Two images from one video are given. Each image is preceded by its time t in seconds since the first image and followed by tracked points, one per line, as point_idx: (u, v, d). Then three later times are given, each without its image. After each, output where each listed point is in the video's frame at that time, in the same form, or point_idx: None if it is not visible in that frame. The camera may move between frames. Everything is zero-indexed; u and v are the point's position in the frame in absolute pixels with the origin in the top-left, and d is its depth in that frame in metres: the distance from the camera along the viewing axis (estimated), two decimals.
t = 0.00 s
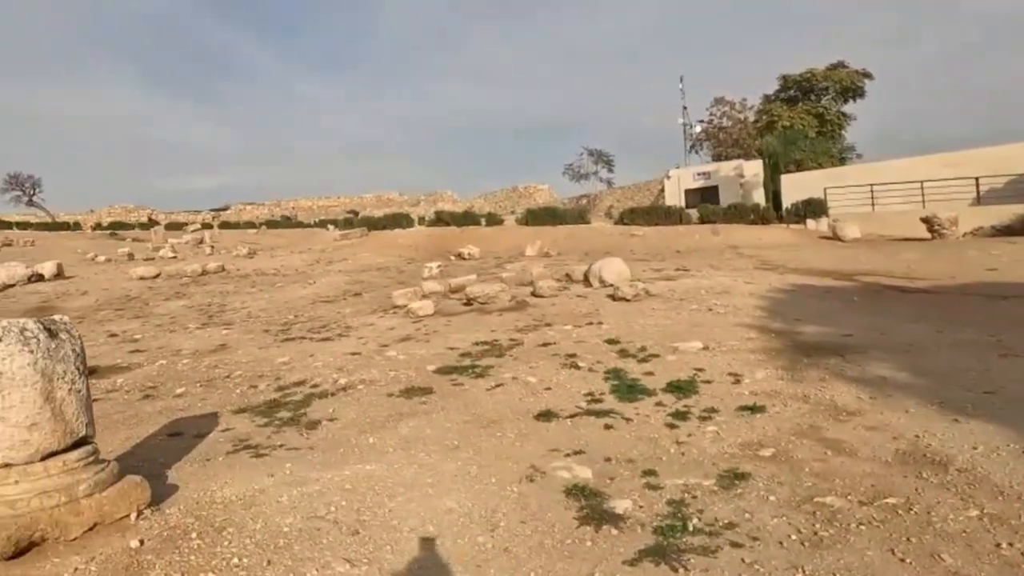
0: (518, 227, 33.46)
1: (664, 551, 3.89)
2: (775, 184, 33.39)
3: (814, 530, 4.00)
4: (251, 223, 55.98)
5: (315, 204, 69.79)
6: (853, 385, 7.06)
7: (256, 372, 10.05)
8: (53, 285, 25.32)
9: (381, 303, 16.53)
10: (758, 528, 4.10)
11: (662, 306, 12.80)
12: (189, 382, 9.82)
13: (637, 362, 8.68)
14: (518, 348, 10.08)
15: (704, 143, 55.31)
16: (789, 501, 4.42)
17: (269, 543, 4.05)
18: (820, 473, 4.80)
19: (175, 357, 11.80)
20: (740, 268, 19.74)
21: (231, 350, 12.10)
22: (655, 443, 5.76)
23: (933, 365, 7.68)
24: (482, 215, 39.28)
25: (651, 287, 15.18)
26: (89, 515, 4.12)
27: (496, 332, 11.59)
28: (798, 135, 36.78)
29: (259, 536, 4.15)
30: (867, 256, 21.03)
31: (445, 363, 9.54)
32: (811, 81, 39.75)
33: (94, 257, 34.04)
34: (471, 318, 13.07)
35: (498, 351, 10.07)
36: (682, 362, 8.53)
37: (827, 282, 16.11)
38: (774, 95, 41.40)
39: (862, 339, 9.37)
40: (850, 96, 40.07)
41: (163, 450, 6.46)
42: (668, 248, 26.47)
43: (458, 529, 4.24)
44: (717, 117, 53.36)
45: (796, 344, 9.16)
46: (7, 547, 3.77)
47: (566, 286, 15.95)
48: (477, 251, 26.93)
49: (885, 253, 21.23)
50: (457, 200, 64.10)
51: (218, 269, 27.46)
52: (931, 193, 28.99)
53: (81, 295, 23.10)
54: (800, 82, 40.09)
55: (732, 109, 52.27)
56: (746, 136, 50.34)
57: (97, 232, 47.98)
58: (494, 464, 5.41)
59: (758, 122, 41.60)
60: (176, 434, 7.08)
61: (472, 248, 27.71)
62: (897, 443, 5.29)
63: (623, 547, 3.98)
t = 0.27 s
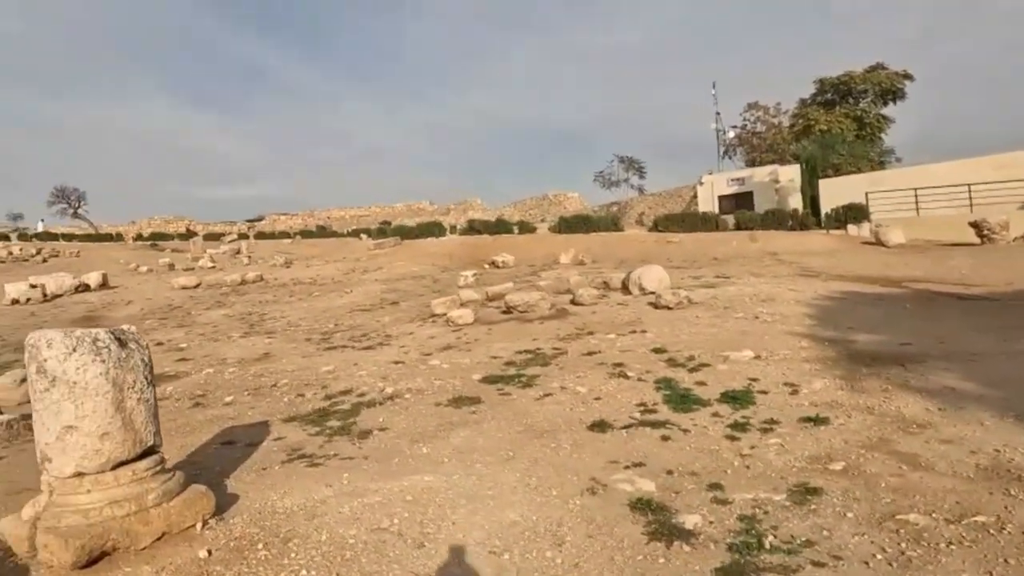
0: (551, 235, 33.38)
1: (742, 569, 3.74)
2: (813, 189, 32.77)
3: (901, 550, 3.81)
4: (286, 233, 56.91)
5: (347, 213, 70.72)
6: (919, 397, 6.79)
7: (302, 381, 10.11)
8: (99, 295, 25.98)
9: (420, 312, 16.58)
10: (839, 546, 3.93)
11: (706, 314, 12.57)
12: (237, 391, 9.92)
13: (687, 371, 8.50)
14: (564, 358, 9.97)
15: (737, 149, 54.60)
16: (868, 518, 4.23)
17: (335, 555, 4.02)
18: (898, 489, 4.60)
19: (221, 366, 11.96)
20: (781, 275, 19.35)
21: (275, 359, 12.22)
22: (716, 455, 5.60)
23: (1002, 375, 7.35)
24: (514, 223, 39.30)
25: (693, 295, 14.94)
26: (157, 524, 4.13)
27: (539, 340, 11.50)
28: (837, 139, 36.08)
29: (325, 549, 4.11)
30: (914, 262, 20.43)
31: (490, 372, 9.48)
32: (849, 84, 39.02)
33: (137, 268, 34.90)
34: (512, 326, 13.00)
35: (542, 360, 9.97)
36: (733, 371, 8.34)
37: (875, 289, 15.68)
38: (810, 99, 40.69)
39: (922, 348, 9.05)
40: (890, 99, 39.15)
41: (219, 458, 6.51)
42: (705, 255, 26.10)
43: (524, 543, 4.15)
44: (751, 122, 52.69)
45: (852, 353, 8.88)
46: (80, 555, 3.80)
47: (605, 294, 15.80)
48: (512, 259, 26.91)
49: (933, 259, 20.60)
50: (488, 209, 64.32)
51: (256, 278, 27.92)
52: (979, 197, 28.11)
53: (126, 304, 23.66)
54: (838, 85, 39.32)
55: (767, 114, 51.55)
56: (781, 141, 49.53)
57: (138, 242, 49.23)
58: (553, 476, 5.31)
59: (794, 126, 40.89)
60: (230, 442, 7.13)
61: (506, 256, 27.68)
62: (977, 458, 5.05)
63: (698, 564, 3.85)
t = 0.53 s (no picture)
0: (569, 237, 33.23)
1: None
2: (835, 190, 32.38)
3: (972, 563, 3.67)
4: (303, 236, 57.21)
5: (363, 217, 70.98)
6: (967, 402, 6.60)
7: (330, 384, 10.06)
8: (121, 297, 26.20)
9: (442, 315, 16.52)
10: (906, 558, 3.78)
11: (735, 317, 12.39)
12: (266, 394, 9.89)
13: (722, 375, 8.34)
14: (593, 361, 9.84)
15: (755, 150, 54.15)
16: (933, 529, 4.09)
17: (383, 563, 3.94)
18: (961, 499, 4.44)
19: (247, 368, 11.96)
20: (806, 278, 19.09)
21: (300, 361, 12.20)
22: (764, 461, 5.46)
23: None
24: (531, 226, 39.20)
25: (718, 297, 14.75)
26: (203, 530, 4.07)
27: (566, 343, 11.38)
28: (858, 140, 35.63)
29: (373, 556, 4.03)
30: (942, 264, 20.07)
31: (520, 376, 9.38)
32: (870, 85, 38.51)
33: (157, 270, 35.19)
34: (537, 329, 12.89)
35: (571, 364, 9.86)
36: (770, 375, 8.17)
37: (904, 292, 15.40)
38: (830, 100, 40.26)
39: (963, 352, 8.83)
40: (912, 99, 38.64)
41: (254, 462, 6.46)
42: (726, 257, 25.84)
43: (577, 551, 4.04)
44: (769, 124, 52.24)
45: (891, 357, 8.67)
46: (129, 561, 3.75)
47: (629, 297, 15.64)
48: (530, 262, 26.81)
49: (961, 261, 20.23)
50: (503, 211, 64.29)
51: (276, 281, 28.03)
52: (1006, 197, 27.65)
53: (148, 307, 23.83)
54: (859, 85, 38.87)
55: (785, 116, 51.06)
56: (800, 143, 49.05)
57: (157, 245, 49.71)
58: (597, 482, 5.20)
59: (814, 127, 40.46)
60: (263, 446, 7.09)
61: (525, 259, 27.57)
62: None
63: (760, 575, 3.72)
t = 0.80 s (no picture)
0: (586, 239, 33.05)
1: None
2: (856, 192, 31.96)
3: None
4: (317, 239, 57.42)
5: (377, 219, 71.18)
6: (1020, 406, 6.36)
7: (355, 386, 9.96)
8: (140, 299, 26.32)
9: (462, 316, 16.41)
10: (981, 570, 3.60)
11: (763, 319, 12.17)
12: (290, 395, 9.81)
13: (758, 378, 8.14)
14: (622, 363, 9.67)
15: (771, 151, 53.69)
16: (1006, 539, 3.90)
17: (431, 570, 3.81)
18: None
19: (270, 369, 11.90)
20: (830, 279, 18.80)
21: (323, 363, 12.11)
22: (814, 466, 5.27)
23: None
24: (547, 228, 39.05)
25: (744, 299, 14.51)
26: (244, 534, 3.95)
27: (592, 345, 11.21)
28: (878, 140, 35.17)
29: (419, 562, 3.90)
30: (969, 265, 19.69)
31: (548, 378, 9.21)
32: (891, 84, 37.97)
33: (175, 272, 35.42)
34: (561, 331, 12.73)
35: (600, 366, 9.68)
36: (808, 378, 7.97)
37: (934, 293, 15.09)
38: (850, 99, 39.78)
39: (1005, 355, 8.58)
40: (934, 99, 38.08)
41: (285, 463, 6.35)
42: (746, 259, 25.55)
43: (630, 560, 3.89)
44: (786, 125, 51.76)
45: (932, 360, 8.43)
46: (171, 566, 3.63)
47: (652, 299, 15.43)
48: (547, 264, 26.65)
49: (990, 262, 19.84)
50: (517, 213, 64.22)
51: (293, 283, 28.09)
52: None
53: (168, 308, 23.93)
54: (879, 85, 38.37)
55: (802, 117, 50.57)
56: (818, 143, 48.56)
57: (174, 248, 50.09)
58: (641, 487, 5.04)
59: (833, 128, 39.99)
60: (293, 448, 6.98)
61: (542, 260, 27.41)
62: None
63: None
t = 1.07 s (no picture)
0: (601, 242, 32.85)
1: None
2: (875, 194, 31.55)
3: None
4: (331, 241, 57.60)
5: (390, 222, 71.32)
6: None
7: (378, 390, 9.85)
8: (158, 301, 26.42)
9: (481, 319, 16.29)
10: None
11: (790, 323, 11.95)
12: (313, 399, 9.73)
13: (792, 384, 7.94)
14: (649, 368, 9.50)
15: (787, 153, 53.22)
16: None
17: None
18: None
19: (291, 373, 11.83)
20: (853, 282, 18.50)
21: (344, 366, 12.02)
22: (862, 477, 5.09)
23: None
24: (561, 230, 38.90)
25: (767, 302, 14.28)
26: (282, 545, 3.84)
27: (617, 349, 11.05)
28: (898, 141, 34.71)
29: None
30: (996, 268, 19.32)
31: (575, 383, 9.06)
32: (911, 85, 37.45)
33: (191, 275, 35.62)
34: (584, 334, 12.56)
35: (627, 370, 9.51)
36: (844, 383, 7.76)
37: (963, 296, 14.78)
38: (868, 100, 39.32)
39: None
40: (954, 100, 37.57)
41: (314, 469, 6.24)
42: (765, 261, 25.26)
43: None
44: (802, 126, 51.29)
45: (972, 365, 8.20)
46: None
47: (673, 302, 15.22)
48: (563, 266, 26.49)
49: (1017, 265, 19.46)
50: (530, 216, 64.10)
51: (309, 285, 28.12)
52: None
53: (186, 310, 24.01)
54: (898, 86, 37.90)
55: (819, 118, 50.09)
56: (835, 145, 48.07)
57: (189, 250, 50.37)
58: (684, 498, 4.88)
59: (851, 129, 39.53)
60: (320, 453, 6.88)
61: (558, 263, 27.25)
62: None
63: None
